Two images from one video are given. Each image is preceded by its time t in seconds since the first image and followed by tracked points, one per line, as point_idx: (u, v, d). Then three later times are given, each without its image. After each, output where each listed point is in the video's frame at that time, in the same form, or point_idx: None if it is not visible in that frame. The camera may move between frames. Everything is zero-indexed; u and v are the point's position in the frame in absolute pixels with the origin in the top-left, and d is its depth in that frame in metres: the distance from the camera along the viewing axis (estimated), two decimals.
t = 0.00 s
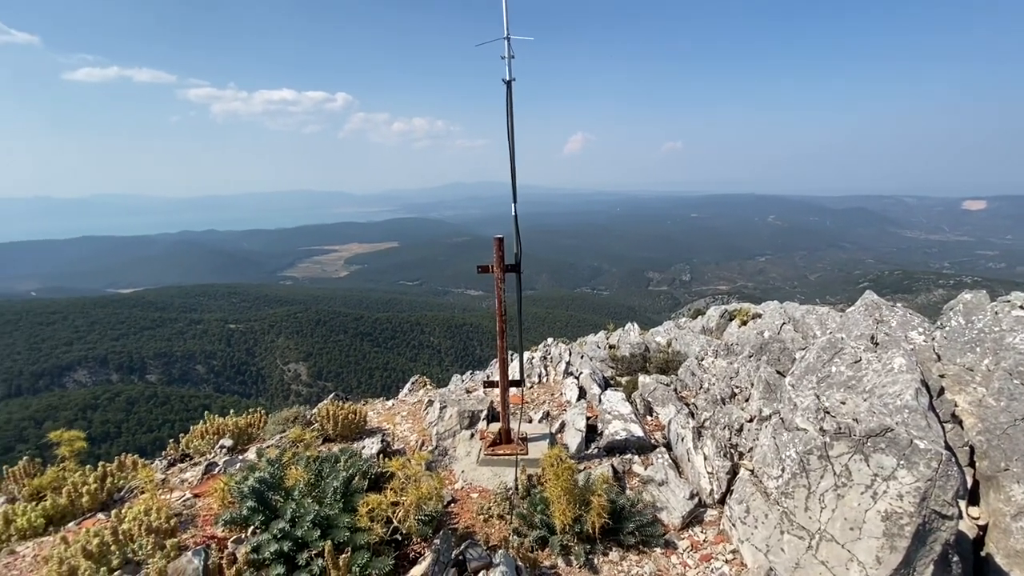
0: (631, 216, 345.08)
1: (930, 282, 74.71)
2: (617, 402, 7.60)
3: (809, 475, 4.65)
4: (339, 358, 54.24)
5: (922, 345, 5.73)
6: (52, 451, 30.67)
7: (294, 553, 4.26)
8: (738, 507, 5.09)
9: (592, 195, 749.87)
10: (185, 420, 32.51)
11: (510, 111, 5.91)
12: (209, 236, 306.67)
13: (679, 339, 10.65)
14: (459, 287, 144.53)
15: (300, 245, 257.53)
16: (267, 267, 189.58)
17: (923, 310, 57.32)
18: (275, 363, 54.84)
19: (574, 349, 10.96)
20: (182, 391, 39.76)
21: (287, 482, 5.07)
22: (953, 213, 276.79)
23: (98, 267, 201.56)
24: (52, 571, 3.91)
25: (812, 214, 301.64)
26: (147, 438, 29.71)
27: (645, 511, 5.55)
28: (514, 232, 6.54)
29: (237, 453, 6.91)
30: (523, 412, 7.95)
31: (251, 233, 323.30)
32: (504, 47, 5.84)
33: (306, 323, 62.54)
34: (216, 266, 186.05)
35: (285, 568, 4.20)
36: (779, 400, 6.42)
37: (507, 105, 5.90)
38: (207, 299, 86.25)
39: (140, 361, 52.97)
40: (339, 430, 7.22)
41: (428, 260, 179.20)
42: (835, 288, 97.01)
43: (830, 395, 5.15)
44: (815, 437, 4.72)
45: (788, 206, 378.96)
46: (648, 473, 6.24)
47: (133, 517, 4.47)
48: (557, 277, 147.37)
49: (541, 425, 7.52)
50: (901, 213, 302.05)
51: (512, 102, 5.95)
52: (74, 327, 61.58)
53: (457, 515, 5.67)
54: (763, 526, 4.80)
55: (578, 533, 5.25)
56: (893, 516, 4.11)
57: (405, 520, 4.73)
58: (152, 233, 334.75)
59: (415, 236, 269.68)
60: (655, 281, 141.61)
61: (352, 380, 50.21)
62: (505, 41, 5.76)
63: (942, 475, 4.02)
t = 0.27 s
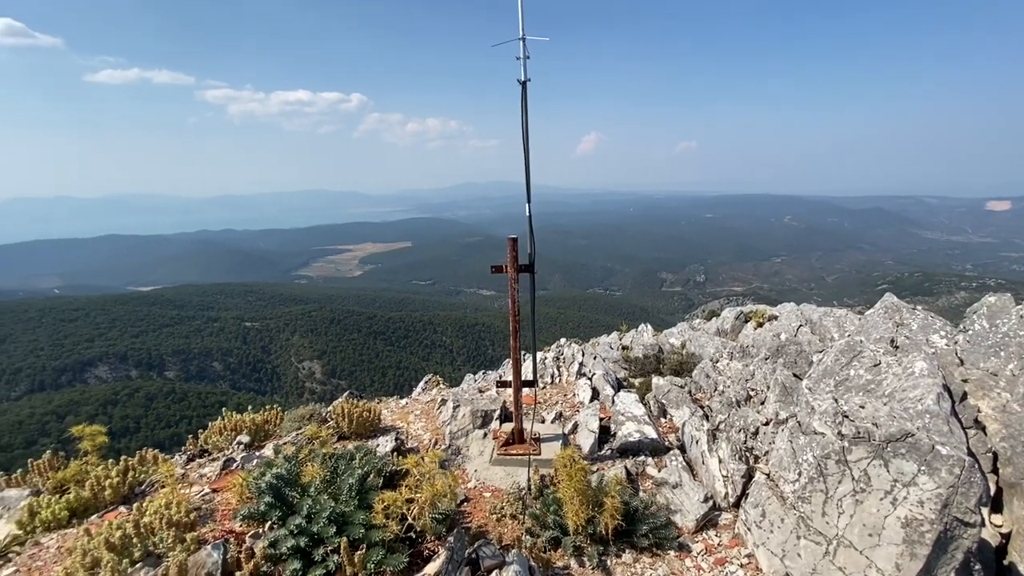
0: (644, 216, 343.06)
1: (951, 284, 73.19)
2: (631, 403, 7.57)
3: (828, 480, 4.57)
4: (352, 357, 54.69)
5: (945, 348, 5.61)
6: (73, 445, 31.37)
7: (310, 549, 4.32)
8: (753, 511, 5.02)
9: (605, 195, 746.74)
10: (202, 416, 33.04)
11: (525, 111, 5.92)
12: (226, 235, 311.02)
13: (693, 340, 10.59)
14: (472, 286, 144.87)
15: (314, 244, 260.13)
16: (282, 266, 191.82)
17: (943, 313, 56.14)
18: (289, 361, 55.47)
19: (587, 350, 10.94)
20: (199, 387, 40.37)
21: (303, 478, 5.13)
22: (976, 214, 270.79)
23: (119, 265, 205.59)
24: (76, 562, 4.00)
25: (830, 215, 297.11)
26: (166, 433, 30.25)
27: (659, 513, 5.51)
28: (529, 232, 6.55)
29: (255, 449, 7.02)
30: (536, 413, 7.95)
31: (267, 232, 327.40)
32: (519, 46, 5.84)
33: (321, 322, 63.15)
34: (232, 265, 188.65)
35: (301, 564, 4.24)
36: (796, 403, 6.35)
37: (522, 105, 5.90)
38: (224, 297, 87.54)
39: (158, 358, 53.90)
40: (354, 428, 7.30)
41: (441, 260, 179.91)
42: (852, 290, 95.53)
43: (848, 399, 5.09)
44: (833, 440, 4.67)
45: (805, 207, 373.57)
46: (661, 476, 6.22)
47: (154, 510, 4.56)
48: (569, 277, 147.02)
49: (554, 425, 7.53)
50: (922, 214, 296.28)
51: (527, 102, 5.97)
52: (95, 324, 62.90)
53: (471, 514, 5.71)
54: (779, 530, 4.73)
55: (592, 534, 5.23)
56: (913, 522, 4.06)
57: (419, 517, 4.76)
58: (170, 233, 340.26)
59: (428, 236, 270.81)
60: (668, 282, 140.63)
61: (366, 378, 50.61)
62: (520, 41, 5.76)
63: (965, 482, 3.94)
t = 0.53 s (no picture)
0: (659, 216, 340.55)
1: (975, 287, 71.45)
2: (645, 405, 7.52)
3: (847, 485, 4.51)
4: (366, 355, 55.12)
5: (969, 352, 5.50)
6: (95, 439, 32.03)
7: (327, 544, 4.37)
8: (770, 516, 4.94)
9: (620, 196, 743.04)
10: (219, 412, 33.53)
11: (541, 111, 5.91)
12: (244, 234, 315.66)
13: (710, 342, 10.48)
14: (485, 286, 145.09)
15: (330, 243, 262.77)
16: (298, 264, 193.99)
17: (967, 316, 54.80)
18: (305, 359, 56.10)
19: (601, 351, 10.91)
20: (216, 384, 40.97)
21: (320, 475, 5.20)
22: (1001, 215, 264.19)
23: (140, 263, 209.83)
24: (102, 554, 4.09)
25: (849, 216, 292.05)
26: (184, 428, 30.79)
27: (675, 516, 5.46)
28: (544, 232, 6.54)
29: (272, 445, 7.12)
30: (550, 413, 7.94)
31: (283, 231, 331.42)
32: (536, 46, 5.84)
33: (336, 321, 63.75)
34: (250, 264, 191.29)
35: (319, 558, 4.30)
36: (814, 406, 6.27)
37: (538, 106, 5.90)
38: (241, 296, 88.81)
39: (177, 354, 54.84)
40: (369, 426, 7.35)
41: (455, 259, 180.48)
42: (872, 292, 93.79)
43: (869, 403, 5.01)
44: (853, 445, 4.59)
45: (824, 207, 367.07)
46: (676, 478, 6.17)
47: (175, 504, 4.65)
48: (583, 277, 146.50)
49: (568, 426, 7.51)
50: (945, 215, 289.97)
51: (543, 103, 5.94)
52: (117, 321, 64.25)
53: (484, 513, 5.72)
54: (796, 535, 4.67)
55: (606, 536, 5.21)
56: (934, 529, 4.00)
57: (434, 515, 4.79)
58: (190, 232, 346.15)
59: (442, 236, 271.83)
60: (683, 283, 139.48)
61: (379, 376, 50.98)
62: (537, 41, 5.74)
63: (988, 489, 3.89)
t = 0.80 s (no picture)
0: (674, 216, 337.89)
1: (999, 289, 69.81)
2: (660, 407, 7.47)
3: (867, 490, 4.43)
4: (380, 354, 55.47)
5: (993, 357, 5.39)
6: (116, 433, 32.69)
7: (342, 540, 4.42)
8: (787, 520, 4.84)
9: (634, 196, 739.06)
10: (236, 409, 33.98)
11: (556, 110, 5.90)
12: (262, 233, 319.89)
13: (726, 343, 10.37)
14: (498, 286, 145.30)
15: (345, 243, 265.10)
16: (314, 263, 195.95)
17: (990, 319, 53.55)
18: (320, 357, 56.72)
19: (615, 351, 10.84)
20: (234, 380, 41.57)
21: (335, 472, 5.24)
22: None
23: (160, 261, 213.94)
24: (123, 545, 4.16)
25: (868, 216, 287.21)
26: (202, 424, 31.34)
27: (689, 518, 5.40)
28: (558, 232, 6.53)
29: (288, 441, 7.20)
30: (563, 413, 7.92)
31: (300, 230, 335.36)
32: (552, 45, 5.83)
33: (350, 319, 64.30)
34: (266, 262, 193.88)
35: (335, 553, 4.34)
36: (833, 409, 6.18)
37: (553, 104, 5.89)
38: (258, 294, 89.97)
39: (196, 351, 55.77)
40: (384, 423, 7.40)
41: (468, 259, 181.01)
42: (892, 294, 92.01)
43: (890, 407, 4.92)
44: (874, 450, 4.52)
45: (843, 207, 361.07)
46: (691, 481, 6.12)
47: (194, 499, 4.73)
48: (596, 278, 146.02)
49: (581, 426, 7.48)
50: (968, 215, 283.66)
51: (558, 102, 5.93)
52: (138, 317, 65.56)
53: (498, 513, 5.72)
54: (814, 541, 4.58)
55: (619, 537, 5.19)
56: (959, 537, 3.92)
57: (448, 514, 4.80)
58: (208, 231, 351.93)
59: (456, 235, 272.57)
60: (697, 284, 138.24)
61: (393, 374, 51.34)
62: (553, 40, 5.73)
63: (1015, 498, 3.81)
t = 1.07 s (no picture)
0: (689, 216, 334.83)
1: None
2: (674, 408, 7.40)
3: (888, 498, 4.36)
4: (393, 353, 55.79)
5: (1020, 360, 5.25)
6: (137, 428, 33.33)
7: (357, 538, 4.43)
8: (805, 525, 4.74)
9: (649, 196, 734.37)
10: (252, 405, 34.40)
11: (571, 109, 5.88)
12: (278, 233, 323.94)
13: (742, 345, 10.24)
14: (511, 285, 145.29)
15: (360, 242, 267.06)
16: (329, 262, 197.76)
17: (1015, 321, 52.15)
18: (335, 355, 57.30)
19: (628, 352, 10.78)
20: (250, 377, 42.10)
21: (351, 468, 5.29)
22: None
23: (180, 260, 217.67)
24: (145, 537, 4.25)
25: (888, 217, 281.87)
26: (219, 420, 31.80)
27: (705, 521, 5.36)
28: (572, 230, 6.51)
29: (304, 437, 7.28)
30: (576, 414, 7.89)
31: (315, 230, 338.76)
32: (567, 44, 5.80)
33: (364, 317, 64.79)
34: (282, 262, 196.25)
35: (351, 549, 4.39)
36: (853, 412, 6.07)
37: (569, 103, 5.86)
38: (274, 292, 91.04)
39: (213, 348, 56.58)
40: (398, 421, 7.46)
41: (481, 258, 181.24)
42: (913, 296, 90.09)
43: (912, 410, 4.83)
44: (896, 456, 4.45)
45: (862, 208, 354.57)
46: (706, 484, 6.05)
47: (214, 494, 4.81)
48: (609, 278, 145.36)
49: (595, 427, 7.45)
50: (994, 215, 276.84)
51: (574, 102, 5.91)
52: (158, 314, 66.79)
53: (511, 512, 5.71)
54: (833, 547, 4.48)
55: (634, 539, 5.14)
56: (984, 545, 3.84)
57: (463, 513, 4.83)
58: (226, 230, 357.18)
59: (469, 235, 273.08)
60: (712, 285, 136.86)
61: (406, 373, 51.63)
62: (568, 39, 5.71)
63: None
